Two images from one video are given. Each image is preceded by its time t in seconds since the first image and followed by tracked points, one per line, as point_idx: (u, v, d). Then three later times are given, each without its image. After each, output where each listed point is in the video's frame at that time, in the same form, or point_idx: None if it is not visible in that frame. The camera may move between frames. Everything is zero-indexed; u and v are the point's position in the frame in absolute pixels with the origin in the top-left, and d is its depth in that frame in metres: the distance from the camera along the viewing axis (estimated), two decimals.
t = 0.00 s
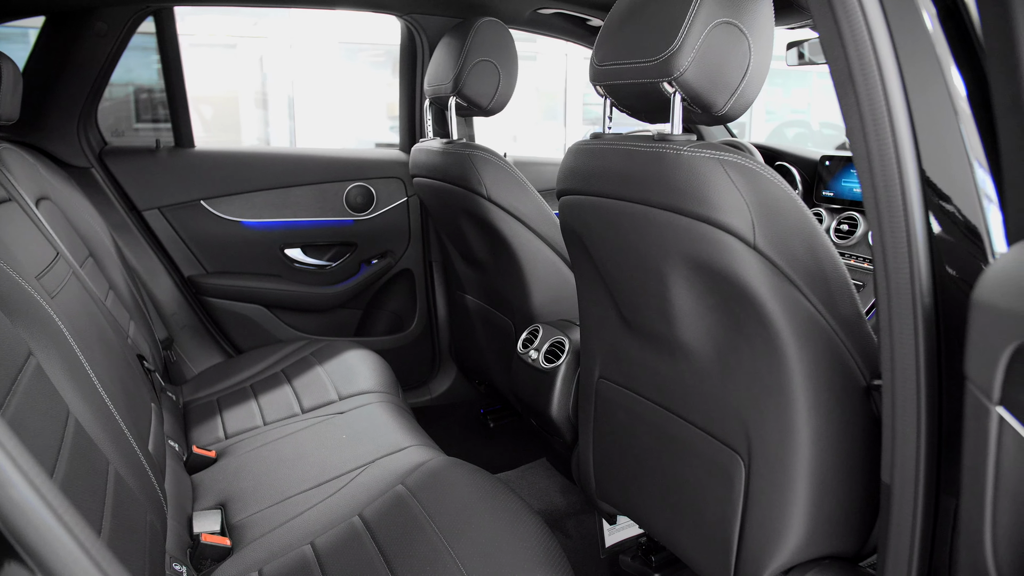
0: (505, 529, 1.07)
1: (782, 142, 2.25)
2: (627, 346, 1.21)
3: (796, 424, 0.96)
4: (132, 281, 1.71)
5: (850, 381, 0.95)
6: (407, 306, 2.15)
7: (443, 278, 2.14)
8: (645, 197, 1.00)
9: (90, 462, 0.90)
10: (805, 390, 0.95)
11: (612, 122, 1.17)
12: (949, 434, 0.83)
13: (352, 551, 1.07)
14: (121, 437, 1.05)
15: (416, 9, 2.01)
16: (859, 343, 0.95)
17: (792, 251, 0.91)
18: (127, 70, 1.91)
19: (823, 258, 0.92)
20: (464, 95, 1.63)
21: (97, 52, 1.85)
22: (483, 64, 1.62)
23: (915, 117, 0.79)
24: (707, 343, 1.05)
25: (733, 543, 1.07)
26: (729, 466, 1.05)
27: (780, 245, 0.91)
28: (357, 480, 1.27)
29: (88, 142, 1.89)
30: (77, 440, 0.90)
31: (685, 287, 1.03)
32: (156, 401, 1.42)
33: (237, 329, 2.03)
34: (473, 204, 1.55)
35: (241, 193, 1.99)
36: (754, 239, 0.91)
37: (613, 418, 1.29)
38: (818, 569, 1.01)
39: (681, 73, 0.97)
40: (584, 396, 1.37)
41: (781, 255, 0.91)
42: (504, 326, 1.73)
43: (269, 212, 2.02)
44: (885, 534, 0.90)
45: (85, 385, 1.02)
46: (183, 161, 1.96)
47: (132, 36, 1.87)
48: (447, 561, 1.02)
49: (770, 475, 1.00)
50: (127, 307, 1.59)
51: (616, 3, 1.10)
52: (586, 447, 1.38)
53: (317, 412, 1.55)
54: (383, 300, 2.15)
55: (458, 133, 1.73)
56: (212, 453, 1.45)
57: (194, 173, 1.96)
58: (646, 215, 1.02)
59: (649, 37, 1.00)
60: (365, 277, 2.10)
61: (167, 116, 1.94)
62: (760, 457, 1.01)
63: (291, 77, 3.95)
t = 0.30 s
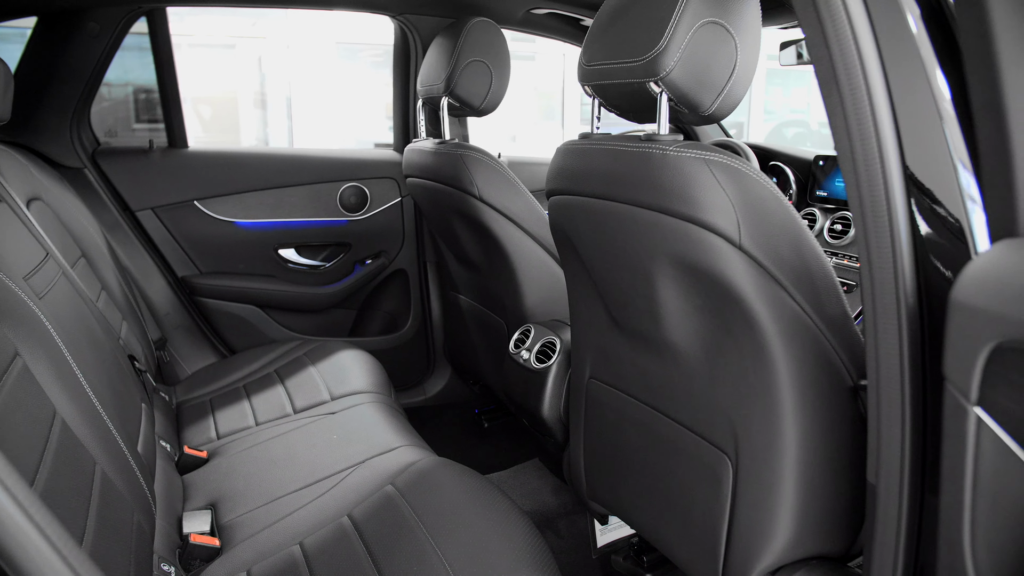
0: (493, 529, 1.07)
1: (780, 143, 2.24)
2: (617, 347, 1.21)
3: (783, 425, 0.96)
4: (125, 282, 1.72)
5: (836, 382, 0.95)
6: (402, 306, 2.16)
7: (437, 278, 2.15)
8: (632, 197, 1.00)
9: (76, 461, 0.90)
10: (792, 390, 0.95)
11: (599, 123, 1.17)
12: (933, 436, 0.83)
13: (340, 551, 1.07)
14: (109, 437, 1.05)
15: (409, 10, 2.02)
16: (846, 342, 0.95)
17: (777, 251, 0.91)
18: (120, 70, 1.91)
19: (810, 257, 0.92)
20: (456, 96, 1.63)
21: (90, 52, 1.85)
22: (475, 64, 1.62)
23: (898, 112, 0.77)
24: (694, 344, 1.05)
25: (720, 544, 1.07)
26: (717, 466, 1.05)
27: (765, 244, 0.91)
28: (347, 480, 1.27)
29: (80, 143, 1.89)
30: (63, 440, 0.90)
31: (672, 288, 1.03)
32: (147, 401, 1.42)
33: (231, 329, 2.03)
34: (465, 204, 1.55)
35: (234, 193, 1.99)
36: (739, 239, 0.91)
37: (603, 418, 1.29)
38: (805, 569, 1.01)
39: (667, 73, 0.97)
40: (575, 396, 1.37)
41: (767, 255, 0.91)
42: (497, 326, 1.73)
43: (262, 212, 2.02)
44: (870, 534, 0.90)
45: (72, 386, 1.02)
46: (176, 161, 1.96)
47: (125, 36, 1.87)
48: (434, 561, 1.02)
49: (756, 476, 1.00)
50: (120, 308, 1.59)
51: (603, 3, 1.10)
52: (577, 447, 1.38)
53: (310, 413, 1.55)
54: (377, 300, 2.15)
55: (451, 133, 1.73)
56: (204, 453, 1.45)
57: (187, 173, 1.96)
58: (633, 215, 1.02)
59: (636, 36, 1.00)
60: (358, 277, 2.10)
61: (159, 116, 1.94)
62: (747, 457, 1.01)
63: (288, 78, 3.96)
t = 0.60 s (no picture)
0: (479, 530, 1.07)
1: (779, 142, 2.19)
2: (606, 347, 1.21)
3: (768, 425, 0.96)
4: (117, 282, 1.72)
5: (821, 383, 0.95)
6: (395, 305, 2.17)
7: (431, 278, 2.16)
8: (618, 197, 1.00)
9: (60, 459, 0.90)
10: (777, 391, 0.94)
11: (586, 123, 1.17)
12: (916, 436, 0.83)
13: (327, 551, 1.07)
14: (96, 438, 1.05)
15: (401, 10, 2.03)
16: (832, 342, 0.95)
17: (762, 250, 0.91)
18: (112, 71, 1.91)
19: (795, 257, 0.92)
20: (447, 96, 1.63)
21: (82, 53, 1.85)
22: (467, 64, 1.62)
23: (881, 114, 0.73)
24: (680, 344, 1.04)
25: (707, 544, 1.06)
26: (703, 466, 1.05)
27: (749, 244, 0.91)
28: (336, 480, 1.27)
29: (73, 143, 1.89)
30: (48, 439, 0.91)
31: (658, 288, 1.03)
32: (138, 401, 1.42)
33: (224, 329, 2.04)
34: (456, 204, 1.55)
35: (228, 194, 2.00)
36: (723, 239, 0.91)
37: (593, 418, 1.29)
38: (791, 570, 1.01)
39: (652, 73, 0.97)
40: (565, 397, 1.36)
41: (751, 255, 0.91)
42: (489, 326, 1.73)
43: (255, 212, 2.03)
44: (854, 534, 0.90)
45: (59, 387, 1.02)
46: (169, 162, 1.96)
47: (117, 36, 1.87)
48: (421, 561, 1.02)
49: (743, 476, 1.00)
50: (112, 308, 1.59)
51: (590, 2, 1.09)
52: (567, 447, 1.38)
53: (301, 413, 1.55)
54: (371, 300, 2.16)
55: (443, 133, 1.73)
56: (194, 453, 1.45)
57: (180, 174, 1.96)
58: (618, 215, 1.02)
59: (621, 36, 1.00)
60: (352, 277, 2.11)
61: (152, 117, 1.95)
62: (733, 457, 1.01)
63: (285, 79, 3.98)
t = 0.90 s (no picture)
0: (466, 530, 1.07)
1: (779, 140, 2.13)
2: (594, 346, 1.21)
3: (753, 425, 0.96)
4: (110, 282, 1.72)
5: (806, 383, 0.94)
6: (389, 305, 2.18)
7: (424, 278, 2.17)
8: (603, 197, 1.00)
9: (44, 459, 0.90)
10: (761, 391, 0.94)
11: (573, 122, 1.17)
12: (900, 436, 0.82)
13: (313, 552, 1.07)
14: (83, 439, 1.05)
15: (394, 10, 2.04)
16: (817, 342, 0.95)
17: (746, 249, 0.90)
18: (104, 71, 1.92)
19: (780, 257, 0.92)
20: (439, 96, 1.63)
21: (73, 53, 1.85)
22: (458, 64, 1.62)
23: (863, 114, 0.71)
24: (667, 343, 1.04)
25: (694, 543, 1.06)
26: (690, 466, 1.05)
27: (734, 244, 0.90)
28: (324, 480, 1.27)
29: (65, 144, 1.89)
30: (33, 437, 0.91)
31: (644, 288, 1.03)
32: (128, 400, 1.43)
33: (217, 329, 2.05)
34: (448, 204, 1.55)
35: (221, 193, 2.01)
36: (708, 239, 0.91)
37: (582, 418, 1.28)
38: (778, 570, 1.00)
39: (637, 72, 0.97)
40: (555, 397, 1.36)
41: (735, 255, 0.91)
42: (481, 326, 1.73)
43: (248, 212, 2.03)
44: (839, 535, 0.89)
45: (45, 386, 1.02)
46: (162, 162, 1.97)
47: (109, 35, 1.88)
48: (407, 561, 1.01)
49: (728, 476, 1.00)
50: (103, 308, 1.59)
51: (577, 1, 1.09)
52: (557, 447, 1.37)
53: (292, 412, 1.55)
54: (365, 300, 2.17)
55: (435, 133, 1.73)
56: (185, 453, 1.45)
57: (174, 173, 1.97)
58: (605, 215, 1.01)
59: (607, 35, 1.00)
60: (345, 277, 2.12)
61: (144, 117, 1.95)
62: (719, 457, 1.01)
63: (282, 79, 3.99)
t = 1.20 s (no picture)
0: (453, 530, 1.07)
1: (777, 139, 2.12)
2: (583, 346, 1.21)
3: (739, 425, 0.95)
4: (102, 282, 1.73)
5: (792, 383, 0.94)
6: (383, 305, 2.18)
7: (418, 278, 2.17)
8: (589, 196, 1.00)
9: (29, 458, 0.90)
10: (747, 391, 0.94)
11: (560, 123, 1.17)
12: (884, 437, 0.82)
13: (301, 552, 1.07)
14: (70, 439, 1.05)
15: (386, 10, 2.05)
16: (802, 342, 0.94)
17: (730, 248, 0.90)
18: (96, 71, 1.92)
19: (764, 256, 0.92)
20: (430, 95, 1.63)
21: (65, 54, 1.86)
22: (450, 63, 1.62)
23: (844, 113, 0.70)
24: (653, 343, 1.04)
25: (681, 543, 1.06)
26: (677, 466, 1.05)
27: (718, 244, 0.90)
28: (314, 480, 1.27)
29: (58, 144, 1.90)
30: (18, 436, 0.91)
31: (631, 288, 1.03)
32: (119, 401, 1.43)
33: (210, 329, 2.05)
34: (439, 204, 1.55)
35: (214, 194, 2.01)
36: (692, 239, 0.91)
37: (571, 418, 1.28)
38: (764, 570, 1.00)
39: (622, 71, 0.97)
40: (544, 397, 1.36)
41: (720, 254, 0.91)
42: (473, 326, 1.73)
43: (241, 213, 2.04)
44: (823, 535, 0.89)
45: (32, 386, 1.02)
46: (155, 162, 1.97)
47: (100, 35, 1.88)
48: (393, 561, 1.01)
49: (714, 476, 1.00)
50: (95, 308, 1.59)
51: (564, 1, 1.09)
52: (547, 447, 1.38)
53: (284, 412, 1.55)
54: (358, 300, 2.17)
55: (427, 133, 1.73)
56: (176, 453, 1.45)
57: (167, 173, 1.97)
58: (590, 215, 1.01)
59: (593, 34, 1.00)
60: (338, 277, 2.12)
61: (137, 117, 1.96)
62: (705, 457, 1.00)
63: (278, 79, 4.00)
